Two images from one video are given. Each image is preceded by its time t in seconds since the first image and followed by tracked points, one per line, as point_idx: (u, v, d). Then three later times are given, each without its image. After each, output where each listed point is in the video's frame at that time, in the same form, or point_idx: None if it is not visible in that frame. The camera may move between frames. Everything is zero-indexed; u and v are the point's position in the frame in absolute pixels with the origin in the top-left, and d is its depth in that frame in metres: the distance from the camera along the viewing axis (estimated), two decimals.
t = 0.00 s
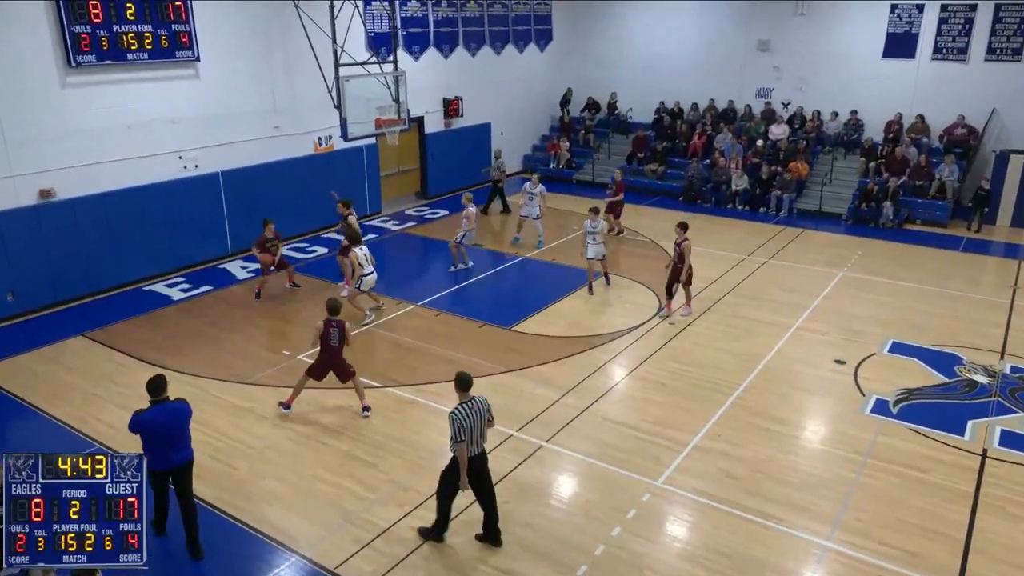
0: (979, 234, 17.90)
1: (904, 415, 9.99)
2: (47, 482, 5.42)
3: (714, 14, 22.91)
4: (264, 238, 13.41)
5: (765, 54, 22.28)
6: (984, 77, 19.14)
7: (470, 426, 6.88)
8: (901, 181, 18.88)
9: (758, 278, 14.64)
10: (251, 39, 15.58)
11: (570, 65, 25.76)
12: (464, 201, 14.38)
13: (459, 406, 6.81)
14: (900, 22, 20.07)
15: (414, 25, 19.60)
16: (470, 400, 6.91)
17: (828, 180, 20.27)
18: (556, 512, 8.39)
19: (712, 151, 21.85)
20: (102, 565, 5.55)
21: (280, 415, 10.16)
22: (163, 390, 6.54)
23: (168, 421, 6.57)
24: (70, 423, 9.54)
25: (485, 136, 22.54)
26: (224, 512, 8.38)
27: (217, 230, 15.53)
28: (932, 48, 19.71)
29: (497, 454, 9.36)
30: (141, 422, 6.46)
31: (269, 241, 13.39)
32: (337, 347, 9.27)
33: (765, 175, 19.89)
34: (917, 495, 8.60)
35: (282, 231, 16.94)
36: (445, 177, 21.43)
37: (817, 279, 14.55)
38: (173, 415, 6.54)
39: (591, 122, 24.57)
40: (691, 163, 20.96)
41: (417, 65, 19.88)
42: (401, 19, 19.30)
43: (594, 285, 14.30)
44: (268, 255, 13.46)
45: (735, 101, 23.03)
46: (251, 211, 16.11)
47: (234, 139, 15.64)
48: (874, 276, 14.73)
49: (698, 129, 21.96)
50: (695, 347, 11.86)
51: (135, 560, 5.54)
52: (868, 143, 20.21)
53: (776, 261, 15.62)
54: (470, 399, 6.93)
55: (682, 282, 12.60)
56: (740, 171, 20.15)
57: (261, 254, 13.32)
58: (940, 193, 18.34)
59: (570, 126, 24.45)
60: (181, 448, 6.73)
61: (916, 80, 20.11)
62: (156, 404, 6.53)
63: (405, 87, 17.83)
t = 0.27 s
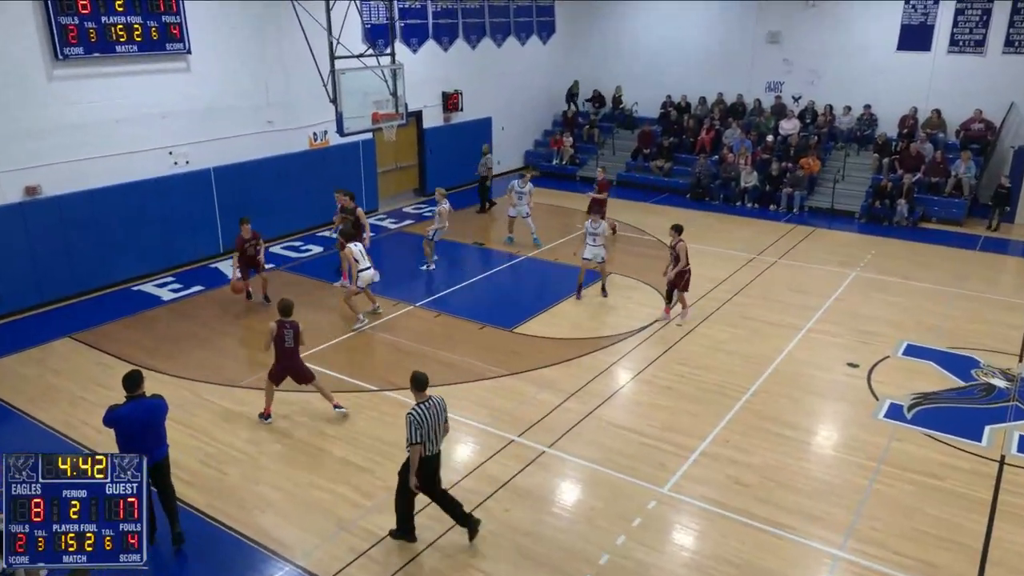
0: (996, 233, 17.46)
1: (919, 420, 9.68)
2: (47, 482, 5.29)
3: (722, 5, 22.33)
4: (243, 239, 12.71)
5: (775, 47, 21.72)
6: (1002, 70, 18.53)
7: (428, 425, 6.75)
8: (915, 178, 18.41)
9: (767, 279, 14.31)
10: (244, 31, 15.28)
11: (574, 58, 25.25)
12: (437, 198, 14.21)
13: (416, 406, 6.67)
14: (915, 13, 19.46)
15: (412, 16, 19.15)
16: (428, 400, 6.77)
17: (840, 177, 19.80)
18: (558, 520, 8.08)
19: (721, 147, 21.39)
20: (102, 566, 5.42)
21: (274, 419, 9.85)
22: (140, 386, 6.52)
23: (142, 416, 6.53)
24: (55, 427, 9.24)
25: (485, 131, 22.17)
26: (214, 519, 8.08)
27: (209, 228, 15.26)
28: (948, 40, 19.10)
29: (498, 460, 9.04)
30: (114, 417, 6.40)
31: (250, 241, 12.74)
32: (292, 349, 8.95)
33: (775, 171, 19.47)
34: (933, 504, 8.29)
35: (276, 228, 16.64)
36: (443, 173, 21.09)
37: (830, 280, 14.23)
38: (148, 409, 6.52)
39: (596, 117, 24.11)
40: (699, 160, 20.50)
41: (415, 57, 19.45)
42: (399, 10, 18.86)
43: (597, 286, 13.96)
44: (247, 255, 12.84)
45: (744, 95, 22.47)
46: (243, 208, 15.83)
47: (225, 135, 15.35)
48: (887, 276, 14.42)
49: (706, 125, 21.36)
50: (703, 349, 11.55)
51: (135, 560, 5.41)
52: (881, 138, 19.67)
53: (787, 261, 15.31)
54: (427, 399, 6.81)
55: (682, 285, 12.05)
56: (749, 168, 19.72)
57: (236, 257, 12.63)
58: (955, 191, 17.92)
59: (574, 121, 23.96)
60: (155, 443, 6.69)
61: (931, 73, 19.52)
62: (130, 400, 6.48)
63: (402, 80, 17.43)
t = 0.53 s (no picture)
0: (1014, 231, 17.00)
1: (933, 425, 9.39)
2: (48, 482, 5.72)
3: None
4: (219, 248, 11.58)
5: (784, 39, 21.24)
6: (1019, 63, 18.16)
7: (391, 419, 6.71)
8: (929, 175, 17.91)
9: (776, 279, 14.00)
10: (235, 24, 15.03)
11: (576, 51, 24.79)
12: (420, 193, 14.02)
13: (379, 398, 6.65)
14: (929, 5, 19.03)
15: (409, 8, 18.80)
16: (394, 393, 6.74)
17: (852, 174, 19.37)
18: (560, 528, 7.78)
19: (729, 142, 20.99)
20: (101, 565, 5.86)
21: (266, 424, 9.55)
22: (122, 381, 6.45)
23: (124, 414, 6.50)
24: (39, 430, 8.97)
25: (485, 126, 21.84)
26: (203, 526, 7.79)
27: (200, 226, 14.97)
28: (963, 32, 18.71)
29: (498, 465, 8.75)
30: (95, 413, 6.40)
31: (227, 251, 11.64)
32: (255, 348, 8.70)
33: (785, 168, 18.97)
34: (947, 511, 8.00)
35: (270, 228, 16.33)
36: (441, 170, 20.79)
37: (841, 280, 13.93)
38: (129, 407, 6.48)
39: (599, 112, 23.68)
40: (706, 155, 20.09)
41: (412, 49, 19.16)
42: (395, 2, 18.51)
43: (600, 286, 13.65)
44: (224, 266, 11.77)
45: (752, 90, 21.99)
46: (236, 206, 15.54)
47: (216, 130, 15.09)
48: (900, 276, 14.12)
49: (713, 119, 21.06)
50: (709, 352, 11.25)
51: (134, 559, 5.85)
52: (894, 133, 19.24)
53: (796, 260, 15.00)
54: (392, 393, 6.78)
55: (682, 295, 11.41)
56: (758, 164, 19.25)
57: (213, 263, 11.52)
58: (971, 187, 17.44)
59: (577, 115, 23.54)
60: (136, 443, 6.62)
61: (946, 67, 19.08)
62: (111, 396, 6.45)
63: (400, 73, 17.04)
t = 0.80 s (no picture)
0: None
1: (948, 430, 9.11)
2: (47, 483, 5.78)
3: None
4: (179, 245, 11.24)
5: (794, 31, 20.95)
6: None
7: (358, 420, 6.59)
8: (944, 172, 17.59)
9: (784, 279, 13.73)
10: (227, 16, 14.79)
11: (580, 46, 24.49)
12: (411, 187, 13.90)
13: (346, 400, 6.52)
14: None
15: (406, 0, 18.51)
16: (361, 393, 6.62)
17: (864, 170, 19.04)
18: (563, 536, 7.50)
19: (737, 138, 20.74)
20: (102, 565, 5.88)
21: (259, 428, 9.29)
22: (106, 377, 6.43)
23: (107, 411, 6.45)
24: (24, 434, 8.74)
25: (485, 121, 21.58)
26: (193, 533, 7.52)
27: (191, 224, 14.76)
28: (980, 25, 18.44)
29: (498, 472, 8.46)
30: (78, 410, 6.38)
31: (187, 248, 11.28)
32: (209, 346, 8.44)
33: (795, 165, 18.64)
34: (963, 519, 7.72)
35: (263, 226, 16.11)
36: (440, 167, 20.53)
37: (853, 280, 13.66)
38: (112, 404, 6.43)
39: (603, 107, 23.35)
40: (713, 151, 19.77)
41: (409, 41, 18.88)
42: None
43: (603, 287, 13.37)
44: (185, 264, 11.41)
45: (762, 84, 21.71)
46: (228, 204, 15.32)
47: (208, 125, 14.84)
48: (915, 276, 13.85)
49: (721, 114, 20.79)
50: (716, 354, 10.98)
51: (134, 560, 5.86)
52: (909, 129, 18.98)
53: (806, 260, 14.73)
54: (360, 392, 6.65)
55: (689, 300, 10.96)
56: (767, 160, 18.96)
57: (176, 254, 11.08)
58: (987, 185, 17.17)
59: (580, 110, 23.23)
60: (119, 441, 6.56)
61: (962, 60, 18.83)
62: (95, 393, 6.42)
63: (397, 67, 16.75)
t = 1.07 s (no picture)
0: None
1: (962, 435, 8.86)
2: (48, 482, 5.89)
3: None
4: (139, 245, 10.78)
5: (803, 24, 20.67)
6: None
7: (335, 417, 6.33)
8: (957, 168, 17.35)
9: (791, 279, 13.46)
10: (218, 9, 14.65)
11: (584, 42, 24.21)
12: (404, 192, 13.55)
13: (320, 395, 6.29)
14: None
15: None
16: (336, 391, 6.39)
17: (875, 166, 18.72)
18: (565, 544, 7.24)
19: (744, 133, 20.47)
20: (101, 564, 6.00)
21: (252, 433, 9.03)
22: (87, 370, 6.37)
23: (87, 404, 6.39)
24: (9, 437, 8.52)
25: (486, 115, 21.32)
26: (183, 539, 7.27)
27: (181, 222, 14.59)
28: (994, 17, 18.22)
29: (498, 477, 8.20)
30: (58, 402, 6.31)
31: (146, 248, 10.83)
32: (169, 342, 8.36)
33: (804, 161, 18.33)
34: (978, 526, 7.45)
35: (256, 225, 15.90)
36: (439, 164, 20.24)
37: (864, 280, 13.40)
38: (93, 397, 6.37)
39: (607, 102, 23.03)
40: (720, 147, 19.47)
41: (407, 33, 18.62)
42: None
43: (606, 287, 13.10)
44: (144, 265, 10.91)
45: (769, 78, 21.43)
46: (221, 201, 15.15)
47: (200, 120, 14.69)
48: (930, 276, 13.59)
49: (728, 109, 20.55)
50: (723, 356, 10.72)
51: (134, 559, 5.99)
52: (922, 124, 18.72)
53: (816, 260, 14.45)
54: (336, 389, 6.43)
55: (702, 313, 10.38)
56: (776, 157, 18.65)
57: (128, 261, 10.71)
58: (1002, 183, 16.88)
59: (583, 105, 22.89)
60: (98, 434, 6.50)
61: (976, 53, 18.60)
62: (75, 386, 6.36)
63: (393, 61, 16.51)
